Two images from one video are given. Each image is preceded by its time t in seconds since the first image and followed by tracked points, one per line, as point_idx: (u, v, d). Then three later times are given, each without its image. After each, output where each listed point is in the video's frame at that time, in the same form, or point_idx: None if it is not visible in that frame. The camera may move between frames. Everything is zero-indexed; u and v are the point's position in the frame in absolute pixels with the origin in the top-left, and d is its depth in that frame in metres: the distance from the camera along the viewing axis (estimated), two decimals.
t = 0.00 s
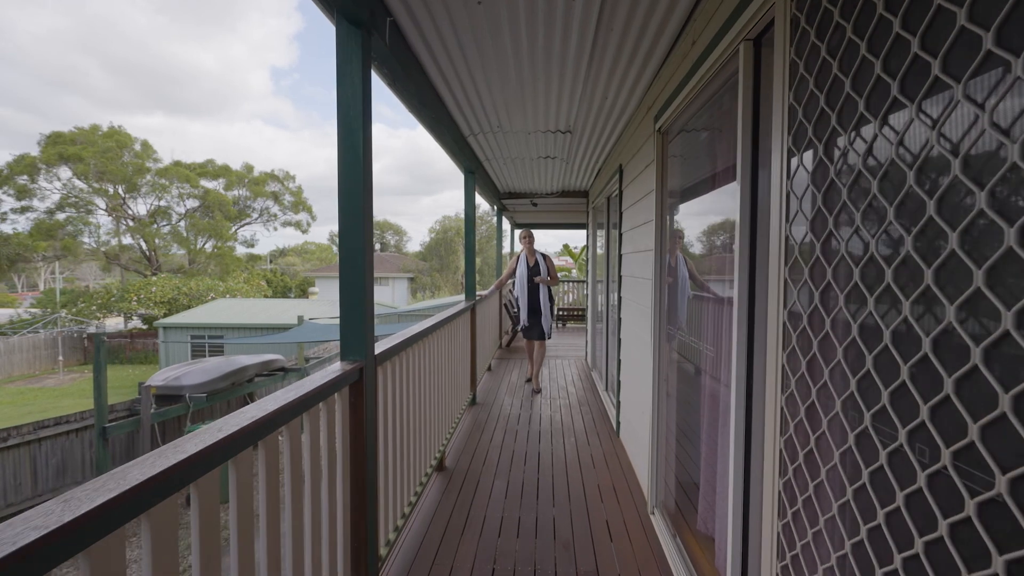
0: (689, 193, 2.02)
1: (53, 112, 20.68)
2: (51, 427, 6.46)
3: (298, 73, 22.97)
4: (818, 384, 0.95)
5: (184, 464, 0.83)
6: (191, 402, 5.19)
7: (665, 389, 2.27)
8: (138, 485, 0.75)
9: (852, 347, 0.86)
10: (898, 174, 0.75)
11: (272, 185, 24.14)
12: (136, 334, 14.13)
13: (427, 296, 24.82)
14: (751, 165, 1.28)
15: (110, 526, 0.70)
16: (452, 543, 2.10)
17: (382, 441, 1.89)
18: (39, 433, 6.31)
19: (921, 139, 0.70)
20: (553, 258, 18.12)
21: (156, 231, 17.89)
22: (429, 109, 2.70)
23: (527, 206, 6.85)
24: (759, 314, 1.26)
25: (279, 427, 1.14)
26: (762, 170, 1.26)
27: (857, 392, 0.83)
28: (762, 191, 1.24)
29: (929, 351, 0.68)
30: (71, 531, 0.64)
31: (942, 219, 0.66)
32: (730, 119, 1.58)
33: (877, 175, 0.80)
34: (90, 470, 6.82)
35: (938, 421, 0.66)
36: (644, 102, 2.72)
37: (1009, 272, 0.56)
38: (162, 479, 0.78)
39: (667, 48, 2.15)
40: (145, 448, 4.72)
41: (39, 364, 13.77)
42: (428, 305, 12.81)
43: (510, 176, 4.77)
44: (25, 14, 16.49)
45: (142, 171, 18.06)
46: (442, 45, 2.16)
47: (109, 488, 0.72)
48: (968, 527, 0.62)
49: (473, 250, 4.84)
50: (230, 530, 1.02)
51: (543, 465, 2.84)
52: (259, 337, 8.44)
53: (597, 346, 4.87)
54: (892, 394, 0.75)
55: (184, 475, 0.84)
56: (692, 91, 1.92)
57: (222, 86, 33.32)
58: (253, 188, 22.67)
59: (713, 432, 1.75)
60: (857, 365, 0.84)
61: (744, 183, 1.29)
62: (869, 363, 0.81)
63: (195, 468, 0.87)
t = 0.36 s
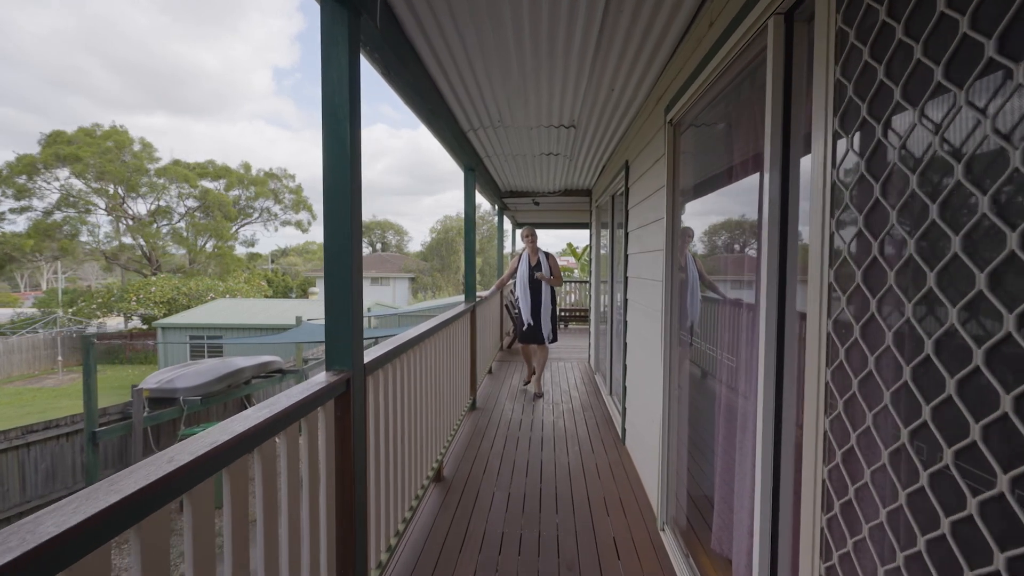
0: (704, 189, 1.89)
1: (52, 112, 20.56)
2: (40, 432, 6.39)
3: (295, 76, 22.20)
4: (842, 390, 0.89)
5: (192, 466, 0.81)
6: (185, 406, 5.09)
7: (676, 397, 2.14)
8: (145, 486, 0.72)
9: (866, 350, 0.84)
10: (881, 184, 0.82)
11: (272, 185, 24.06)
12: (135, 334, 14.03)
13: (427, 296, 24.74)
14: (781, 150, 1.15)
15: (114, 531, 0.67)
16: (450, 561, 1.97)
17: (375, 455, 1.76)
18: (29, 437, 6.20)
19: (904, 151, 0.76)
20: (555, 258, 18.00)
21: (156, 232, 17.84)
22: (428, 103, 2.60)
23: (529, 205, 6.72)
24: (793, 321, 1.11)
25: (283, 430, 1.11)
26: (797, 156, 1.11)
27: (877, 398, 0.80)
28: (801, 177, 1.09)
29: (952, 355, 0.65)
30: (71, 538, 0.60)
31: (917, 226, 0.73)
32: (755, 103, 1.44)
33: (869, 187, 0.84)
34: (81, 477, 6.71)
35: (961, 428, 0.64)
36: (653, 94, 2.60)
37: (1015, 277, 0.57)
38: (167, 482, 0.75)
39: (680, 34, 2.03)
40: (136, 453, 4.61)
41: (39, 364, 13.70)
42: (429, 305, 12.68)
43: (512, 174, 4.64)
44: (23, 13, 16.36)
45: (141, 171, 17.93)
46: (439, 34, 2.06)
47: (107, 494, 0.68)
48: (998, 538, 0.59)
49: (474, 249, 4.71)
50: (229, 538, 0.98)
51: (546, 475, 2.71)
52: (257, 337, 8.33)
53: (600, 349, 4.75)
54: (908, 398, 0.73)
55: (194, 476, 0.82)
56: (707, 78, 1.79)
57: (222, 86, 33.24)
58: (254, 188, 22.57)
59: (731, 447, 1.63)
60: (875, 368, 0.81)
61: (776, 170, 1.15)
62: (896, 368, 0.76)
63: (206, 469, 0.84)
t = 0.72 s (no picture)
0: (717, 185, 1.78)
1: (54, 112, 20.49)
2: (30, 436, 6.34)
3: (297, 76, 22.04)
4: (864, 403, 0.82)
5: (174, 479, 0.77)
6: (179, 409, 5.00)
7: (685, 405, 2.04)
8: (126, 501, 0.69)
9: (914, 364, 0.73)
10: (932, 175, 0.71)
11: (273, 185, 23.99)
12: (133, 335, 13.95)
13: (428, 296, 24.68)
14: (815, 134, 1.03)
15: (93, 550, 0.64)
16: None
17: (367, 468, 1.65)
18: (19, 442, 6.12)
19: (958, 138, 0.66)
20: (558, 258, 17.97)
21: (156, 232, 18.11)
22: (427, 102, 2.54)
23: (531, 204, 6.60)
24: (827, 330, 1.00)
25: (257, 448, 1.01)
26: (832, 141, 0.99)
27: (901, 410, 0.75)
28: (836, 166, 0.98)
29: (985, 367, 0.61)
30: (41, 561, 0.57)
31: (984, 222, 0.61)
32: (779, 91, 1.33)
33: (885, 186, 0.79)
34: (72, 484, 6.63)
35: None
36: (660, 86, 2.49)
37: None
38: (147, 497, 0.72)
39: (690, 20, 1.91)
40: (128, 459, 4.52)
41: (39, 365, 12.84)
42: (429, 306, 12.57)
43: (513, 171, 4.52)
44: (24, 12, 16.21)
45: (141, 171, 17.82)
46: (438, 30, 2.00)
47: (27, 540, 0.58)
48: None
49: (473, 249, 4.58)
50: (219, 548, 0.96)
51: (548, 484, 2.61)
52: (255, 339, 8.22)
53: (603, 351, 4.65)
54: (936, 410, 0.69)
55: (177, 489, 0.79)
56: (720, 67, 1.67)
57: (223, 86, 33.14)
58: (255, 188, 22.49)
59: (747, 462, 1.51)
60: (898, 377, 0.76)
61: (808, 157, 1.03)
62: (930, 381, 0.70)
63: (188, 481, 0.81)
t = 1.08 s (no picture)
0: (730, 179, 1.67)
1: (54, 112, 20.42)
2: (18, 441, 6.24)
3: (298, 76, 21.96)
4: (907, 420, 0.74)
5: (180, 475, 0.76)
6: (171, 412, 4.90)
7: (694, 413, 1.93)
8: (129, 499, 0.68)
9: (992, 383, 0.62)
10: (1016, 160, 0.60)
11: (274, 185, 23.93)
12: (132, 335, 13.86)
13: (429, 296, 24.61)
14: (848, 121, 0.93)
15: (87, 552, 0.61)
16: None
17: (356, 482, 1.55)
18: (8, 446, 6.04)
19: None
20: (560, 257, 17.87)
21: (155, 232, 18.07)
22: (426, 97, 2.48)
23: (531, 203, 6.50)
24: (865, 336, 0.90)
25: (230, 468, 0.91)
26: (871, 127, 0.89)
27: (930, 421, 0.70)
28: (876, 158, 0.88)
29: None
30: (40, 559, 0.55)
31: None
32: (801, 77, 1.23)
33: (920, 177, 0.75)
34: (62, 488, 6.55)
35: None
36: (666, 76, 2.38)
37: None
38: (152, 493, 0.70)
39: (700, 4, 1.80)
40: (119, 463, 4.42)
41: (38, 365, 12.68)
42: (430, 306, 12.47)
43: (513, 168, 4.41)
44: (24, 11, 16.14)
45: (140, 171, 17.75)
46: (440, 32, 2.03)
47: None
48: None
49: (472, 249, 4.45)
50: None
51: (549, 494, 2.50)
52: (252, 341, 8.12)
53: (606, 353, 4.55)
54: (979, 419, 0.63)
55: (181, 486, 0.77)
56: (733, 52, 1.56)
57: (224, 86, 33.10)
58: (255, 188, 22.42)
59: (765, 477, 1.41)
60: (971, 398, 0.65)
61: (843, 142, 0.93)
62: (1016, 403, 0.59)
63: (193, 479, 0.79)
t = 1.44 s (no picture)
0: (741, 172, 1.56)
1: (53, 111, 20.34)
2: (3, 446, 6.16)
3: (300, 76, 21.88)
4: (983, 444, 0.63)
5: (154, 485, 0.71)
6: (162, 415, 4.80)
7: (704, 422, 1.81)
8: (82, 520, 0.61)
9: None
10: None
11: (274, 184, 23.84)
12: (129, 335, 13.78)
13: (429, 296, 24.51)
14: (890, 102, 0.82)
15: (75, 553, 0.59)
16: None
17: (338, 499, 1.43)
18: None
19: None
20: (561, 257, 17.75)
21: (155, 232, 17.99)
22: (422, 91, 2.38)
23: (531, 202, 6.39)
24: (915, 346, 0.79)
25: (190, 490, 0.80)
26: (922, 105, 0.78)
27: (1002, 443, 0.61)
28: (931, 143, 0.77)
29: None
30: None
31: None
32: (824, 57, 1.11)
33: (981, 167, 0.68)
34: (48, 493, 6.45)
35: None
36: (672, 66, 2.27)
37: None
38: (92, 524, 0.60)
39: None
40: (108, 468, 4.33)
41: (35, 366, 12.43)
42: (429, 306, 12.36)
43: (513, 165, 4.30)
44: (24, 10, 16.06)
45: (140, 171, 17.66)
46: (439, 31, 1.99)
47: None
48: None
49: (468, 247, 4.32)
50: None
51: (549, 504, 2.39)
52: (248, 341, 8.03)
53: (607, 356, 4.43)
54: (1018, 428, 0.59)
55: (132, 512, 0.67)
56: (746, 36, 1.45)
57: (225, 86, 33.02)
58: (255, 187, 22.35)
59: (784, 495, 1.29)
60: None
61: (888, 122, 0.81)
62: None
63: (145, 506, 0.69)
